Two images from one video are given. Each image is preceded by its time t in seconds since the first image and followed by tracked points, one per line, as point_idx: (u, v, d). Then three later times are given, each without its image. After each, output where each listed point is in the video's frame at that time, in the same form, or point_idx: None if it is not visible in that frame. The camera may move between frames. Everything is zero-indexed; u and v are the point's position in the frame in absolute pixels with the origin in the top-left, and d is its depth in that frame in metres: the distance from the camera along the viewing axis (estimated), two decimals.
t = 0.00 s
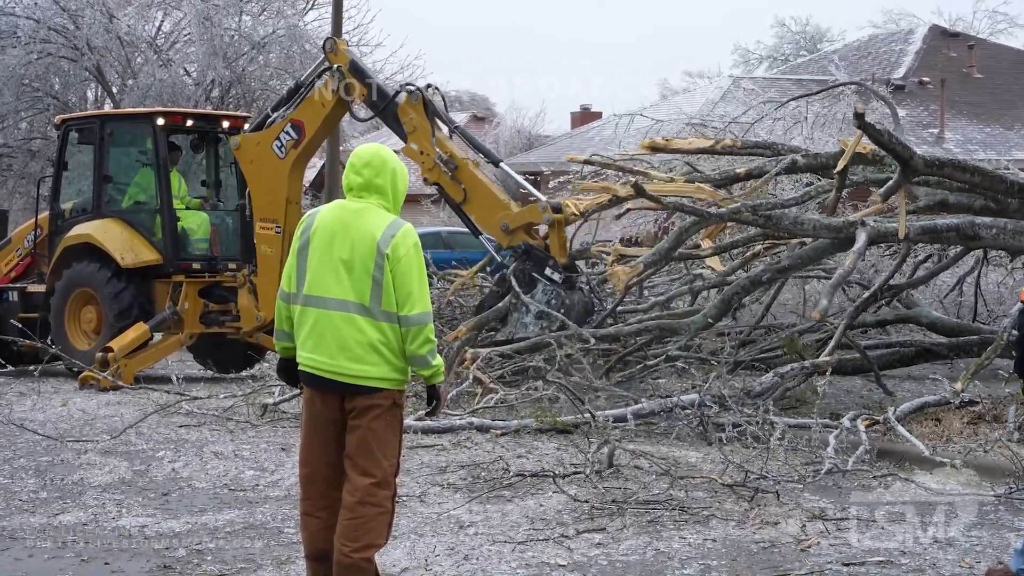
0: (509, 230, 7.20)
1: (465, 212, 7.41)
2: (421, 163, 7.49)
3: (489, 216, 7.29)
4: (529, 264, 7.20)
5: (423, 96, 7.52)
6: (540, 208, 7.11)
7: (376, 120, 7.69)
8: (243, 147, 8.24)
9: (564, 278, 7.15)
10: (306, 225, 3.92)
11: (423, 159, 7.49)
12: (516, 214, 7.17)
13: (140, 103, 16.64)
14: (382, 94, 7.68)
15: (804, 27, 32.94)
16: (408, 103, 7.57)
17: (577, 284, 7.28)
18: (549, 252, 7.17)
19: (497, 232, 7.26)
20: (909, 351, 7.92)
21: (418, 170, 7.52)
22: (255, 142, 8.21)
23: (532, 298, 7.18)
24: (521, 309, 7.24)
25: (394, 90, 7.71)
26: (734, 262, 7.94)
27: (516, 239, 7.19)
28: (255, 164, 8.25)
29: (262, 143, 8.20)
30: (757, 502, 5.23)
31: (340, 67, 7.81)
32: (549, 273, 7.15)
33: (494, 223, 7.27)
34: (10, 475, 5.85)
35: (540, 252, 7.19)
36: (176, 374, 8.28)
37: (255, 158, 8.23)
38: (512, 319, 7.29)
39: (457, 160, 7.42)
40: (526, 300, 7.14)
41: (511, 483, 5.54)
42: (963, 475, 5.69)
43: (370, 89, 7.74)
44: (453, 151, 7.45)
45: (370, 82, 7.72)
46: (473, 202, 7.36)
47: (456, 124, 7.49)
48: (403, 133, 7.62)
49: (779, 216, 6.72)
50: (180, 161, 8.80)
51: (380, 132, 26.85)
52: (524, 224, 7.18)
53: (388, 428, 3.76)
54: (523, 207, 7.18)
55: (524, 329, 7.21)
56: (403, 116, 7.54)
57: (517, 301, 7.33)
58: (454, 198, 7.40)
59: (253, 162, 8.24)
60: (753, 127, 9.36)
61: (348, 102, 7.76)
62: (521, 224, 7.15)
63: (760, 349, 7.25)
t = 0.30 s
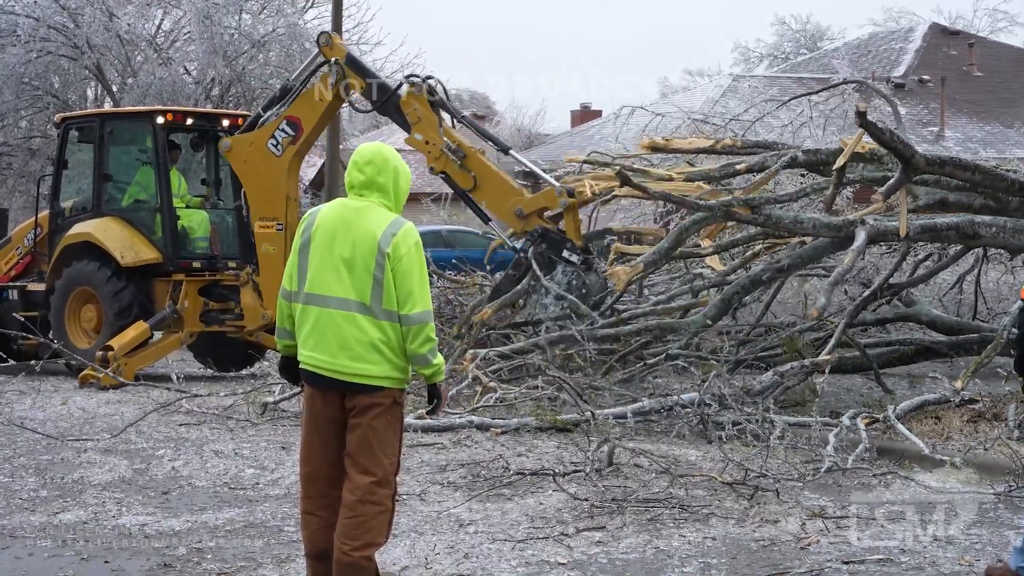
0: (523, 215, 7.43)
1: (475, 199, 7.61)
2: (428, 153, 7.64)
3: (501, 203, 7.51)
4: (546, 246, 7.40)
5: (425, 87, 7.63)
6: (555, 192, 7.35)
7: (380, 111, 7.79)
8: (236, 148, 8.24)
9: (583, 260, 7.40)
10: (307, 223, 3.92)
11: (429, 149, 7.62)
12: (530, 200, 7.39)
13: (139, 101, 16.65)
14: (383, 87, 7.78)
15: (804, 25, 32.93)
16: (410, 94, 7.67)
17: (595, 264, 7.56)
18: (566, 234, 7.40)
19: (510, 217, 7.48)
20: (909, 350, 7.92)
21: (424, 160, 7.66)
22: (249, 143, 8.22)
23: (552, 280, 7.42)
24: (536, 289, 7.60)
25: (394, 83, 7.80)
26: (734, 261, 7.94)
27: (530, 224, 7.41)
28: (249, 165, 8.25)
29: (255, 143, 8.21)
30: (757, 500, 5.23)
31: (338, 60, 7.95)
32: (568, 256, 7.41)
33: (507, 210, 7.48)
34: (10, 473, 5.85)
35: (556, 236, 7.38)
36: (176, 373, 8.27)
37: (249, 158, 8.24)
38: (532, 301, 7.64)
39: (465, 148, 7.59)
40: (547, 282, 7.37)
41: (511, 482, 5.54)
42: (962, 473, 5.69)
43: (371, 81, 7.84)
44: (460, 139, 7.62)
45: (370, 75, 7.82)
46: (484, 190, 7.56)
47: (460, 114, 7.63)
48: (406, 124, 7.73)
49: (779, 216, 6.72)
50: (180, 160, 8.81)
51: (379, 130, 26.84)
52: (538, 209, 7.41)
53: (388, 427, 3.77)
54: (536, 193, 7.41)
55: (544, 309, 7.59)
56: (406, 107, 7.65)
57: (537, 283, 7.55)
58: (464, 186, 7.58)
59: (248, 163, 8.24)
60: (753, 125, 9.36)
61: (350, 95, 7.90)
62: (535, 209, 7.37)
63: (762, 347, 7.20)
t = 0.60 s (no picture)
0: (540, 201, 7.62)
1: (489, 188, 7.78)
2: (438, 144, 7.80)
3: (516, 191, 7.70)
4: (567, 230, 7.55)
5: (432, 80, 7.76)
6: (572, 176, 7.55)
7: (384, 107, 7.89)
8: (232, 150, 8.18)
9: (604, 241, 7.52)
10: (310, 221, 3.92)
11: (439, 140, 7.79)
12: (547, 185, 7.57)
13: (141, 99, 16.67)
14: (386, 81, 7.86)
15: (806, 23, 32.91)
16: (416, 88, 7.79)
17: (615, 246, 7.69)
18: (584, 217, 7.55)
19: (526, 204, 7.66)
20: (911, 348, 7.91)
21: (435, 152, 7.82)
22: (246, 142, 8.18)
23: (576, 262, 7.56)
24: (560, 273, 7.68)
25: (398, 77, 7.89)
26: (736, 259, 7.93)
27: (547, 210, 7.59)
28: (248, 164, 8.21)
29: (253, 142, 8.18)
30: (758, 498, 5.23)
31: (338, 57, 7.98)
32: (589, 238, 7.53)
33: (523, 197, 7.67)
34: (12, 471, 5.86)
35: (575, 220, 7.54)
36: (177, 371, 8.27)
37: (248, 158, 8.20)
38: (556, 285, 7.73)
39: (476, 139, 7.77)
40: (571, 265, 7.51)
41: (513, 480, 5.55)
42: (963, 472, 5.68)
43: (372, 75, 7.92)
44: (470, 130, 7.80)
45: (371, 69, 7.88)
46: (497, 178, 7.74)
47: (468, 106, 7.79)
48: (414, 118, 7.86)
49: (779, 214, 6.72)
50: (182, 158, 8.82)
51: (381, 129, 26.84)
52: (555, 195, 7.59)
53: (389, 425, 3.77)
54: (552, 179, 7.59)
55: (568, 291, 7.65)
56: (413, 102, 7.77)
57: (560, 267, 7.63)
58: (478, 175, 7.76)
59: (246, 163, 8.20)
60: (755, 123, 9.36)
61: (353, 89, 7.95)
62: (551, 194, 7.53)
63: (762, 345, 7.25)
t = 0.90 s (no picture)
0: (550, 200, 7.75)
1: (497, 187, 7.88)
2: (445, 144, 7.84)
3: (526, 189, 7.80)
4: (578, 229, 7.64)
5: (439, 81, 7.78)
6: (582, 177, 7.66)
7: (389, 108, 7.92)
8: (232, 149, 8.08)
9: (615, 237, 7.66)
10: (311, 220, 3.92)
11: (447, 141, 7.84)
12: (557, 185, 7.71)
13: (141, 99, 16.66)
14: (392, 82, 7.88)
15: (806, 22, 32.90)
16: (423, 88, 7.82)
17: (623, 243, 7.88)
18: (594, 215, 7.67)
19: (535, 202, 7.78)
20: (911, 347, 7.91)
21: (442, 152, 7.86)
22: (247, 141, 8.10)
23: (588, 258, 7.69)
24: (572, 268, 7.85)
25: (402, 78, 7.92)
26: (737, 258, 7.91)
27: (557, 209, 7.73)
28: (248, 164, 8.14)
29: (254, 142, 8.11)
30: (758, 497, 5.23)
31: (342, 58, 7.99)
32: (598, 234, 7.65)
33: (533, 196, 7.79)
34: (11, 471, 5.85)
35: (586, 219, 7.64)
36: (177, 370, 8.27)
37: (248, 158, 8.13)
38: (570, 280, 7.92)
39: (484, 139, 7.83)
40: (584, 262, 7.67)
41: (513, 479, 5.55)
42: (963, 471, 5.68)
43: (376, 77, 7.95)
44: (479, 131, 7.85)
45: (376, 70, 7.90)
46: (505, 178, 7.84)
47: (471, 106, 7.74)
48: (420, 118, 7.88)
49: (779, 212, 6.70)
50: (181, 158, 8.81)
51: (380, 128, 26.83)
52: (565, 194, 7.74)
53: (389, 424, 3.76)
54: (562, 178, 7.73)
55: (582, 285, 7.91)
56: (419, 102, 7.81)
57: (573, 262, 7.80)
58: (487, 175, 7.84)
59: (247, 163, 8.13)
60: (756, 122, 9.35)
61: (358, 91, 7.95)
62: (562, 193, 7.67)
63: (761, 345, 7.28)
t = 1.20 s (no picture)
0: (551, 200, 7.81)
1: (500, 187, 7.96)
2: (448, 145, 7.93)
3: (528, 190, 7.87)
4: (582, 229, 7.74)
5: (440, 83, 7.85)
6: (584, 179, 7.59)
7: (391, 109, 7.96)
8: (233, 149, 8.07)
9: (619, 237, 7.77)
10: (313, 220, 3.92)
11: (450, 142, 7.91)
12: (558, 185, 7.76)
13: (141, 98, 16.66)
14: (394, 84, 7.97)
15: (806, 22, 32.88)
16: (425, 90, 7.90)
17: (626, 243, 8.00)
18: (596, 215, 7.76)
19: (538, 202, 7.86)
20: (911, 347, 7.91)
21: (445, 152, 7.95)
22: (249, 141, 8.10)
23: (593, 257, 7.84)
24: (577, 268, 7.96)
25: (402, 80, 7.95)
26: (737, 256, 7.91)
27: (558, 209, 7.78)
28: (249, 164, 8.13)
29: (255, 142, 8.11)
30: (758, 497, 5.22)
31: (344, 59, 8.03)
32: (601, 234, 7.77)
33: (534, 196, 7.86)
34: (12, 471, 5.85)
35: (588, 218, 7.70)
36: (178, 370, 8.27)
37: (250, 158, 8.12)
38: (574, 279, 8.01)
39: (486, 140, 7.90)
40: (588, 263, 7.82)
41: (513, 479, 5.55)
42: (963, 470, 5.68)
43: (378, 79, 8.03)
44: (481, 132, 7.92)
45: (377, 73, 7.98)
46: (508, 178, 7.91)
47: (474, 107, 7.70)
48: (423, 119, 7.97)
49: (779, 211, 6.70)
50: (181, 157, 8.82)
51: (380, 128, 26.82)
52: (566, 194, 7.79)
53: (389, 424, 3.76)
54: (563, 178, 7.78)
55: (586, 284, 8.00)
56: (421, 104, 7.89)
57: (577, 261, 7.95)
58: (490, 175, 7.93)
59: (249, 163, 8.12)
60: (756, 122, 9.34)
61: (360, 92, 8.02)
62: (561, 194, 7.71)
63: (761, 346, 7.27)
